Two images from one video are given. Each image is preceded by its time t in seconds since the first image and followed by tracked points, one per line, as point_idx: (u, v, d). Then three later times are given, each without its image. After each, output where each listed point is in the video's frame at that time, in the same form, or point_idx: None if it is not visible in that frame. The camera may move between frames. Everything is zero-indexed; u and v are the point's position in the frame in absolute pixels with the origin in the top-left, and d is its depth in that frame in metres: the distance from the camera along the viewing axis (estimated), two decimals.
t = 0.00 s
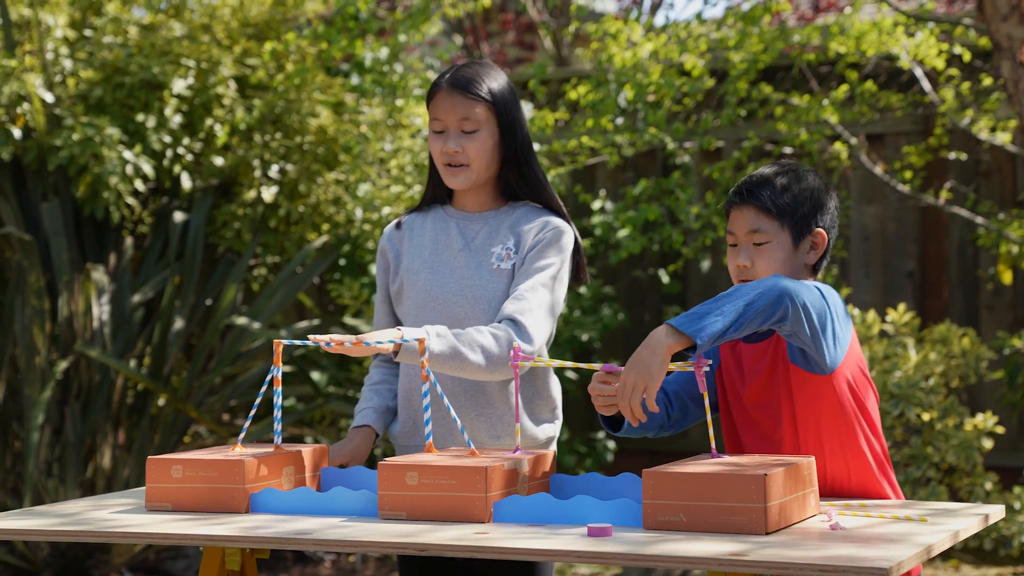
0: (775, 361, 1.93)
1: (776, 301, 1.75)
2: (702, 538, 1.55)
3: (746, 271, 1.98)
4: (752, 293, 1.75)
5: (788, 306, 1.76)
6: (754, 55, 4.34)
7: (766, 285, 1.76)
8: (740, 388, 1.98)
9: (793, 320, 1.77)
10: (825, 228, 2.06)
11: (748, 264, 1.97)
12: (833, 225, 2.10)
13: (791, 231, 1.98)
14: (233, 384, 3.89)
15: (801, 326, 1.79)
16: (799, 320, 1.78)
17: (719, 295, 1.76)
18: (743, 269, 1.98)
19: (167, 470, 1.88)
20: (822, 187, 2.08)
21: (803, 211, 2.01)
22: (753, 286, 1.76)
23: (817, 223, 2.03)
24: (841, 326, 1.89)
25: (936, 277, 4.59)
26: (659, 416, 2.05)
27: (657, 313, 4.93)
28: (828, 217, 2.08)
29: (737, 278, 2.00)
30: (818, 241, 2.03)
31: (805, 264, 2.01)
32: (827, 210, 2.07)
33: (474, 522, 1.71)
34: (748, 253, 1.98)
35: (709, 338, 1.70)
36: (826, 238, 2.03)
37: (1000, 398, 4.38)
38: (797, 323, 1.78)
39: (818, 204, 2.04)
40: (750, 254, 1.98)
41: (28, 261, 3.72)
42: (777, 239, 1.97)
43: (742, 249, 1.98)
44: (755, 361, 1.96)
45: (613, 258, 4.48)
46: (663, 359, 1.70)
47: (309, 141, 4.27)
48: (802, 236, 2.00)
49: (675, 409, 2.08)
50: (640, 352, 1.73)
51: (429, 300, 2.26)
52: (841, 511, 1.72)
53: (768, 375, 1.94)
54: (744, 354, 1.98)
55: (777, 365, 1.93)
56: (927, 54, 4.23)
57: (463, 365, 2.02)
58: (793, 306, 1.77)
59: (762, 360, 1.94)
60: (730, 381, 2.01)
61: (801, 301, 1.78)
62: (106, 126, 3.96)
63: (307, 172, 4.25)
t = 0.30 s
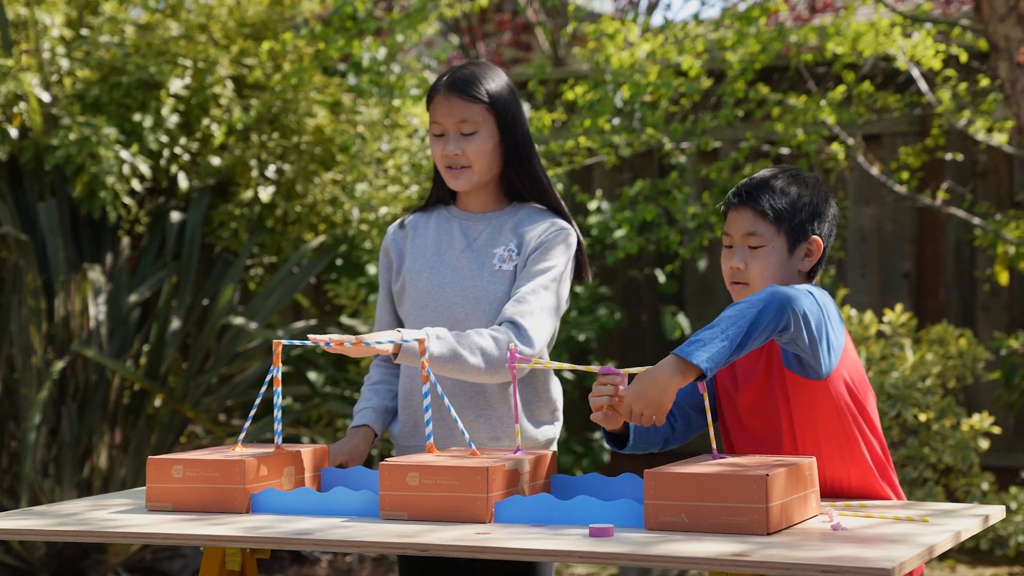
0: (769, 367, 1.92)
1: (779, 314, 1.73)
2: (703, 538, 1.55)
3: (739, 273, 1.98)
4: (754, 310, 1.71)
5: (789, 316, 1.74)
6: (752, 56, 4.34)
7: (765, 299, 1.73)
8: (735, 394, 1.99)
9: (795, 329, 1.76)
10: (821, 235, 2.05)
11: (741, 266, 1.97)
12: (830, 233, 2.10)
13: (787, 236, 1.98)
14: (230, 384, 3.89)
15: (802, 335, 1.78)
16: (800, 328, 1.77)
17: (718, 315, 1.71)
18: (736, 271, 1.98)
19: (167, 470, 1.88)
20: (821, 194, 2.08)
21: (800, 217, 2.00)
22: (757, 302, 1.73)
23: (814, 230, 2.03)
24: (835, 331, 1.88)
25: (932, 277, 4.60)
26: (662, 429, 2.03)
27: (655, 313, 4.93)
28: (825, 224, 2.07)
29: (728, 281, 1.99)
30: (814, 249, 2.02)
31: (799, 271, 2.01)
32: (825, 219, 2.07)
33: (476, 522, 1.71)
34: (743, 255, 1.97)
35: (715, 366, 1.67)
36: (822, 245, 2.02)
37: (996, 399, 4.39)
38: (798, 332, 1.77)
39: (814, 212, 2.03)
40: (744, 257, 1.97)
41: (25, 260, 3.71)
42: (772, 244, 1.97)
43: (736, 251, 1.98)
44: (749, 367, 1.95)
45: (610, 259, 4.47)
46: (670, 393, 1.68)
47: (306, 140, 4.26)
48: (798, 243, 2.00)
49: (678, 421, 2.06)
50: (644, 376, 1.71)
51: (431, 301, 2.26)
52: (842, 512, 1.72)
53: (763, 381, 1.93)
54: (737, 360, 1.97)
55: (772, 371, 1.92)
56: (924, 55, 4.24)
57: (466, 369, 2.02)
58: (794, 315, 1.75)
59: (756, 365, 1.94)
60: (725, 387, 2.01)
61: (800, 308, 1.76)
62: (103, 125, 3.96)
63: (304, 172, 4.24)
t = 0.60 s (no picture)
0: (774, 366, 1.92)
1: (803, 331, 1.77)
2: (707, 537, 1.56)
3: (745, 274, 1.99)
4: (779, 326, 1.76)
5: (813, 331, 1.79)
6: (748, 54, 4.35)
7: (791, 313, 1.77)
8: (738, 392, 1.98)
9: (816, 342, 1.81)
10: (827, 237, 2.05)
11: (747, 267, 1.98)
12: (836, 233, 2.09)
13: (792, 237, 1.98)
14: (227, 382, 3.89)
15: (823, 348, 1.82)
16: (822, 341, 1.81)
17: (743, 327, 1.76)
18: (741, 272, 1.99)
19: (169, 468, 1.88)
20: (825, 195, 2.07)
21: (806, 217, 2.00)
22: (777, 314, 1.77)
23: (819, 231, 2.02)
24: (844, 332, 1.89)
25: (928, 276, 4.61)
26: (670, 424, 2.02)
27: (651, 312, 4.93)
28: (831, 224, 2.07)
29: (734, 281, 2.01)
30: (820, 250, 2.02)
31: (804, 273, 2.01)
32: (829, 218, 2.06)
33: (479, 521, 1.71)
34: (748, 256, 1.98)
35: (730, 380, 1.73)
36: (828, 246, 2.02)
37: (992, 397, 4.40)
38: (821, 346, 1.82)
39: (819, 211, 2.03)
40: (749, 258, 1.98)
41: (21, 258, 3.70)
42: (777, 245, 1.97)
43: (742, 251, 1.98)
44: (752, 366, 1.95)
45: (606, 257, 4.47)
46: (683, 399, 1.76)
47: (302, 138, 4.25)
48: (804, 244, 2.00)
49: (686, 419, 2.05)
50: (659, 380, 1.77)
51: (431, 299, 2.27)
52: (845, 510, 1.72)
53: (767, 380, 1.93)
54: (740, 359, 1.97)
55: (776, 371, 1.92)
56: (920, 54, 4.25)
57: (458, 372, 2.04)
58: (817, 330, 1.79)
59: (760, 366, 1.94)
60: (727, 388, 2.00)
61: (824, 322, 1.80)
62: (100, 123, 3.95)
63: (301, 170, 4.24)
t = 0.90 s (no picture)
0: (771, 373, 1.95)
1: (801, 354, 1.78)
2: (703, 542, 1.56)
3: (746, 281, 1.99)
4: (776, 351, 1.77)
5: (811, 355, 1.79)
6: (738, 59, 4.35)
7: (790, 338, 1.78)
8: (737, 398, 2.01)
9: (814, 365, 1.81)
10: (828, 243, 2.06)
11: (747, 273, 1.98)
12: (837, 239, 2.09)
13: (793, 244, 1.98)
14: (216, 386, 3.87)
15: (821, 370, 1.83)
16: (821, 362, 1.82)
17: (742, 348, 1.78)
18: (742, 278, 1.99)
19: (163, 472, 1.88)
20: (827, 198, 2.07)
21: (806, 225, 2.01)
22: (779, 336, 1.78)
23: (821, 237, 2.03)
24: (844, 340, 1.90)
25: (916, 280, 4.62)
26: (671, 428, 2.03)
27: (641, 316, 4.93)
28: (832, 230, 2.06)
29: (734, 288, 2.01)
30: (821, 256, 2.02)
31: (806, 280, 2.01)
32: (831, 224, 2.07)
33: (474, 526, 1.71)
34: (750, 263, 1.98)
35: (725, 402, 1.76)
36: (829, 252, 2.03)
37: (980, 402, 4.42)
38: (820, 367, 1.83)
39: (821, 217, 2.04)
40: (751, 265, 1.98)
41: (10, 261, 3.69)
42: (779, 252, 1.98)
43: (743, 258, 1.99)
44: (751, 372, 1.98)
45: (596, 261, 4.47)
46: (679, 417, 1.77)
47: (293, 142, 4.24)
48: (805, 251, 2.00)
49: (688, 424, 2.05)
50: (657, 397, 1.79)
51: (429, 303, 2.27)
52: (840, 515, 1.73)
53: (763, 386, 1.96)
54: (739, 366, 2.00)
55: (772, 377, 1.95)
56: (909, 59, 4.27)
57: (476, 396, 2.07)
58: (816, 353, 1.80)
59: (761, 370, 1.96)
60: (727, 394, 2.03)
61: (823, 346, 1.81)
62: (89, 126, 3.94)
63: (290, 174, 4.22)
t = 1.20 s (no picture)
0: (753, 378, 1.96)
1: (790, 373, 1.79)
2: (689, 541, 1.56)
3: (731, 289, 1.99)
4: (765, 369, 1.77)
5: (798, 373, 1.80)
6: (717, 60, 4.36)
7: (779, 357, 1.78)
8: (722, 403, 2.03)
9: (801, 381, 1.82)
10: (812, 247, 2.07)
11: (733, 282, 1.99)
12: (821, 242, 2.10)
13: (777, 252, 1.99)
14: (194, 387, 3.85)
15: (806, 385, 1.84)
16: (808, 379, 1.83)
17: (731, 363, 1.78)
18: (727, 287, 2.00)
19: (147, 473, 1.87)
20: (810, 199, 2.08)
21: (791, 232, 2.01)
22: (766, 353, 1.78)
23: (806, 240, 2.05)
24: (829, 343, 1.91)
25: (894, 282, 4.64)
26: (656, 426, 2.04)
27: (620, 317, 4.94)
28: (817, 233, 2.08)
29: (721, 295, 2.02)
30: (805, 261, 2.04)
31: (791, 284, 2.03)
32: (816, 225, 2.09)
33: (460, 525, 1.71)
34: (734, 272, 1.99)
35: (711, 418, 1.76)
36: (814, 257, 2.04)
37: (957, 403, 4.45)
38: (806, 384, 1.84)
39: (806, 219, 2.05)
40: (735, 274, 1.99)
41: None
42: (763, 261, 1.98)
43: (728, 267, 1.99)
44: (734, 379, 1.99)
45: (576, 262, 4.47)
46: (663, 426, 1.78)
47: (272, 142, 4.21)
48: (791, 258, 2.01)
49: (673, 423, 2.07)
50: (642, 406, 1.79)
51: (416, 304, 2.27)
52: (824, 514, 1.73)
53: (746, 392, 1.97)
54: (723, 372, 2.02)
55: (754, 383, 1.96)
56: (887, 61, 4.30)
57: (475, 402, 2.07)
58: (803, 371, 1.81)
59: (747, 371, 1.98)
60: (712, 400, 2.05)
61: (810, 364, 1.81)
62: (68, 125, 3.91)
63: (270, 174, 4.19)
